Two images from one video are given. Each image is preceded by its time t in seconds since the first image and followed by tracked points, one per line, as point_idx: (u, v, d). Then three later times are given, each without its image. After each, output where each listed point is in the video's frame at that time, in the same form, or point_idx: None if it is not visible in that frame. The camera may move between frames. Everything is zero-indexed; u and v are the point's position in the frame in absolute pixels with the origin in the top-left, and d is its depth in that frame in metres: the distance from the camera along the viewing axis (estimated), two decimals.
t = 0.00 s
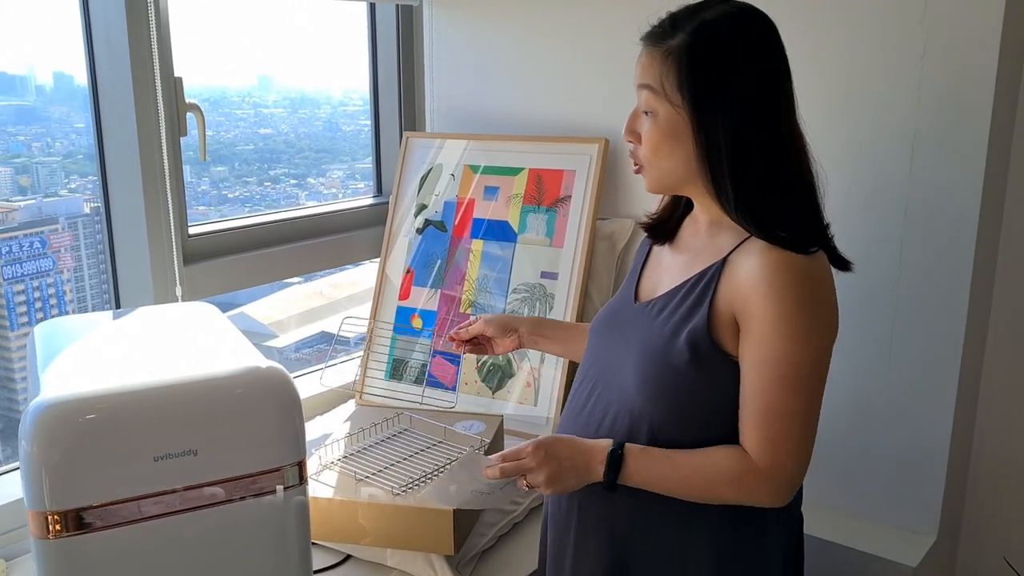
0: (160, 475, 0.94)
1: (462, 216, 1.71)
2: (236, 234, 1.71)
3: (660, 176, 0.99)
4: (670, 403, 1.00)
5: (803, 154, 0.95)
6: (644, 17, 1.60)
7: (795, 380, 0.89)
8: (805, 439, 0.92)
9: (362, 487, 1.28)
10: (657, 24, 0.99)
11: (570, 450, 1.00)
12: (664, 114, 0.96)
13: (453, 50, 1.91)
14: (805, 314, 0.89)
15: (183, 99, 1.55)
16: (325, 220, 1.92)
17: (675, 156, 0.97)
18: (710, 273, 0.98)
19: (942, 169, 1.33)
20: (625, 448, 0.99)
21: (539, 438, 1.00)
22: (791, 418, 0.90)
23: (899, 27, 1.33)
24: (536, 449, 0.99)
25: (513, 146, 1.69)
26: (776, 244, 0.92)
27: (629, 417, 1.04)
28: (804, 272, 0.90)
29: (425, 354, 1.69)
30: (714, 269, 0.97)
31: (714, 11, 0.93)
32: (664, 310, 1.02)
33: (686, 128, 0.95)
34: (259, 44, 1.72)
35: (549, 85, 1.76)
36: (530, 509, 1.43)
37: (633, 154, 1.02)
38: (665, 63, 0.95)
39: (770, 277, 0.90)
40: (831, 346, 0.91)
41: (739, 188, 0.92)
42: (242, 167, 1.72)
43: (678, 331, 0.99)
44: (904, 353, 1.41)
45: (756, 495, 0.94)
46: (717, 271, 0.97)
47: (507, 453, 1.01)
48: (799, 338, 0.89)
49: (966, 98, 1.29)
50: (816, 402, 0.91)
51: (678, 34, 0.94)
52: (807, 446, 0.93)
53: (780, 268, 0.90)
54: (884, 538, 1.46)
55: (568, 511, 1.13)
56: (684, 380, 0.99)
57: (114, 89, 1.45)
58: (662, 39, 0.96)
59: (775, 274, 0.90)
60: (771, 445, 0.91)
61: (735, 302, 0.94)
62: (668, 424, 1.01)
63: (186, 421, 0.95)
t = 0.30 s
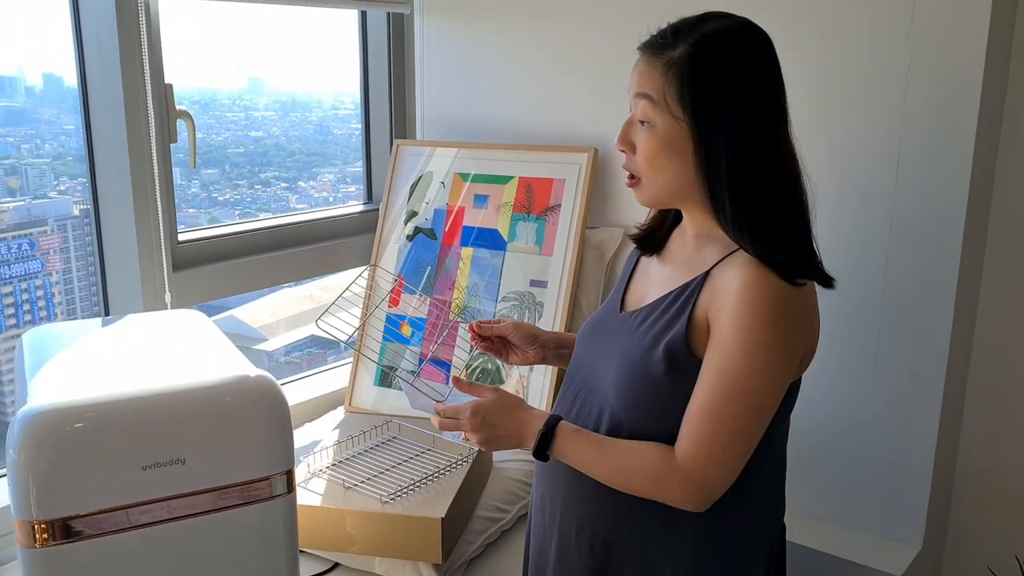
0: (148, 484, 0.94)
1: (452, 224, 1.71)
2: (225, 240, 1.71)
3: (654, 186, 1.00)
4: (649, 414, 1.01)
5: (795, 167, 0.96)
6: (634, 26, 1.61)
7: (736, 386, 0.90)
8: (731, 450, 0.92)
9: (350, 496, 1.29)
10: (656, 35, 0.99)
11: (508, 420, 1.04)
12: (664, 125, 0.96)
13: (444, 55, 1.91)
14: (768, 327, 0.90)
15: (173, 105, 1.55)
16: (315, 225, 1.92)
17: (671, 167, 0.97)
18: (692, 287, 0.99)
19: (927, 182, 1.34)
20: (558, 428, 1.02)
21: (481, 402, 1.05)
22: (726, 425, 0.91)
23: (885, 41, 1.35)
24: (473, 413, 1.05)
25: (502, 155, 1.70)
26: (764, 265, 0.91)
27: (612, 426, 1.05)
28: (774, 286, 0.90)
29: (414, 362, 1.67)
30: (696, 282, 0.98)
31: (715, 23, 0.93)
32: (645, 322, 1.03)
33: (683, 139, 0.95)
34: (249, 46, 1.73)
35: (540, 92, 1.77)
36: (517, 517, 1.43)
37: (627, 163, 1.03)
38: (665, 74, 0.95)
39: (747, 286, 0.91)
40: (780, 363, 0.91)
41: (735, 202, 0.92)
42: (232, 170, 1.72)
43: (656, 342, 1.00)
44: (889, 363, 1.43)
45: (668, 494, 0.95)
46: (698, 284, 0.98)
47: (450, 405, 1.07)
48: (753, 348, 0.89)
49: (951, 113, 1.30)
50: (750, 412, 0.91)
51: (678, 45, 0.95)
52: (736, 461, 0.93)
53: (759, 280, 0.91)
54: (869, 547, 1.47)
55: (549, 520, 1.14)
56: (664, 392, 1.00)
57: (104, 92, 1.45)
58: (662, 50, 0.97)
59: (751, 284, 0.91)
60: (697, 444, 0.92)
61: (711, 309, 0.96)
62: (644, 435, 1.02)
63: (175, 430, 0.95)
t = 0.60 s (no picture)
0: (134, 497, 0.94)
1: (442, 232, 1.71)
2: (215, 247, 1.70)
3: (643, 198, 1.00)
4: (630, 425, 1.01)
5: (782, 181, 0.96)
6: (626, 36, 1.61)
7: (708, 402, 0.90)
8: (704, 464, 0.92)
9: (338, 506, 1.28)
10: (643, 46, 1.00)
11: (480, 462, 1.05)
12: (653, 137, 0.96)
13: (436, 60, 1.91)
14: (741, 343, 0.90)
15: (163, 115, 1.55)
16: (306, 231, 1.92)
17: (661, 179, 0.97)
18: (674, 299, 0.99)
19: (915, 195, 1.35)
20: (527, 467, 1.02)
21: (452, 446, 1.06)
22: (699, 440, 0.91)
23: (874, 54, 1.36)
24: (445, 457, 1.06)
25: (493, 163, 1.70)
26: (744, 277, 0.91)
27: (591, 437, 1.05)
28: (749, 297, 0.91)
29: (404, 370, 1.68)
30: (677, 295, 0.99)
31: (705, 36, 0.94)
32: (627, 334, 1.03)
33: (673, 152, 0.95)
34: (241, 50, 1.72)
35: (531, 99, 1.77)
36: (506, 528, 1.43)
37: (614, 174, 1.02)
38: (655, 86, 0.95)
39: (722, 301, 0.91)
40: (754, 376, 0.90)
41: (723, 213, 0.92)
42: (222, 174, 1.72)
43: (637, 353, 1.00)
44: (877, 373, 1.44)
45: (643, 510, 0.95)
46: (679, 297, 0.98)
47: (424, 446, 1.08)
48: (725, 364, 0.90)
49: (940, 127, 1.31)
50: (724, 425, 0.91)
51: (667, 57, 0.95)
52: (711, 474, 0.93)
53: (733, 295, 0.91)
54: (856, 556, 1.48)
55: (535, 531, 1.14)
56: (643, 403, 1.00)
57: (94, 96, 1.45)
58: (651, 62, 0.97)
59: (726, 300, 0.91)
60: (669, 456, 0.93)
61: (689, 324, 0.96)
62: (625, 447, 1.02)
63: (162, 442, 0.95)
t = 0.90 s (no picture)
0: (126, 505, 0.93)
1: (435, 236, 1.71)
2: (207, 251, 1.70)
3: (641, 207, 1.00)
4: (622, 433, 1.01)
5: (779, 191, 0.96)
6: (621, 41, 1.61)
7: (692, 405, 0.90)
8: (684, 469, 0.92)
9: (330, 513, 1.28)
10: (640, 55, 0.99)
11: (457, 452, 1.05)
12: (652, 146, 0.96)
13: (429, 61, 1.90)
14: (730, 348, 0.90)
15: (156, 116, 1.54)
16: (299, 235, 1.92)
17: (658, 188, 0.97)
18: (667, 307, 0.99)
19: (909, 203, 1.35)
20: (504, 457, 1.02)
21: (430, 435, 1.06)
22: (682, 444, 0.91)
23: (869, 63, 1.36)
24: (423, 446, 1.05)
25: (487, 169, 1.70)
26: (738, 286, 0.91)
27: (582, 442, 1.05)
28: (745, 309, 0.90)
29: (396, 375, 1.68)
30: (670, 303, 0.98)
31: (704, 45, 0.94)
32: (620, 341, 1.03)
33: (671, 161, 0.95)
34: (234, 51, 1.72)
35: (525, 103, 1.77)
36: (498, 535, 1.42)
37: (611, 182, 1.02)
38: (653, 95, 0.95)
39: (716, 307, 0.91)
40: (740, 387, 0.90)
41: (721, 223, 0.92)
42: (215, 175, 1.70)
43: (630, 360, 1.00)
44: (870, 380, 1.44)
45: (620, 511, 0.95)
46: (672, 305, 0.98)
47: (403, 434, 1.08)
48: (712, 369, 0.90)
49: (934, 138, 1.32)
50: (705, 432, 0.91)
51: (666, 66, 0.95)
52: (691, 480, 0.93)
53: (727, 302, 0.91)
54: (849, 563, 1.48)
55: (526, 539, 1.14)
56: (635, 410, 0.99)
57: (85, 96, 1.44)
58: (649, 71, 0.97)
59: (720, 306, 0.91)
60: (648, 461, 0.93)
61: (681, 330, 0.96)
62: (614, 452, 1.02)
63: (153, 449, 0.94)
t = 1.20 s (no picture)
0: (112, 513, 0.92)
1: (427, 240, 1.70)
2: (196, 252, 1.68)
3: (663, 204, 0.96)
4: (620, 439, 1.01)
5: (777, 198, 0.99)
6: (614, 44, 1.61)
7: (707, 413, 0.89)
8: (708, 476, 0.91)
9: (319, 520, 1.27)
10: (659, 52, 0.97)
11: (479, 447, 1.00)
12: (687, 143, 0.93)
13: (422, 61, 1.89)
14: (740, 352, 0.89)
15: (145, 117, 1.53)
16: (289, 236, 1.90)
17: (687, 185, 0.94)
18: (661, 313, 0.98)
19: (902, 210, 1.35)
20: (530, 462, 0.97)
21: (453, 425, 1.01)
22: (701, 453, 0.90)
23: (863, 70, 1.36)
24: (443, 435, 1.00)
25: (478, 172, 1.69)
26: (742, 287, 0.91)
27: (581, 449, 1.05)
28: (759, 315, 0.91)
29: (385, 379, 1.68)
30: (664, 310, 0.98)
31: (729, 48, 0.95)
32: (614, 348, 1.03)
33: (705, 158, 0.94)
34: (225, 51, 1.70)
35: (518, 105, 1.76)
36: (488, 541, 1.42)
37: (628, 177, 0.96)
38: (694, 91, 0.93)
39: (715, 313, 0.90)
40: (761, 392, 0.91)
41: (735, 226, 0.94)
42: (205, 174, 1.69)
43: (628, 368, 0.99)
44: (861, 387, 1.44)
45: (648, 525, 0.93)
46: (667, 312, 0.97)
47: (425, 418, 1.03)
48: (725, 374, 0.89)
49: (927, 147, 1.32)
50: (732, 440, 0.91)
51: (700, 64, 0.94)
52: (715, 487, 0.92)
53: (727, 306, 0.90)
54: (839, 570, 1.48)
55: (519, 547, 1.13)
56: (635, 418, 1.00)
57: (73, 95, 1.42)
58: (682, 67, 0.95)
59: (719, 311, 0.90)
60: (679, 473, 0.91)
61: (681, 339, 0.95)
62: (612, 459, 1.02)
63: (140, 456, 0.93)
